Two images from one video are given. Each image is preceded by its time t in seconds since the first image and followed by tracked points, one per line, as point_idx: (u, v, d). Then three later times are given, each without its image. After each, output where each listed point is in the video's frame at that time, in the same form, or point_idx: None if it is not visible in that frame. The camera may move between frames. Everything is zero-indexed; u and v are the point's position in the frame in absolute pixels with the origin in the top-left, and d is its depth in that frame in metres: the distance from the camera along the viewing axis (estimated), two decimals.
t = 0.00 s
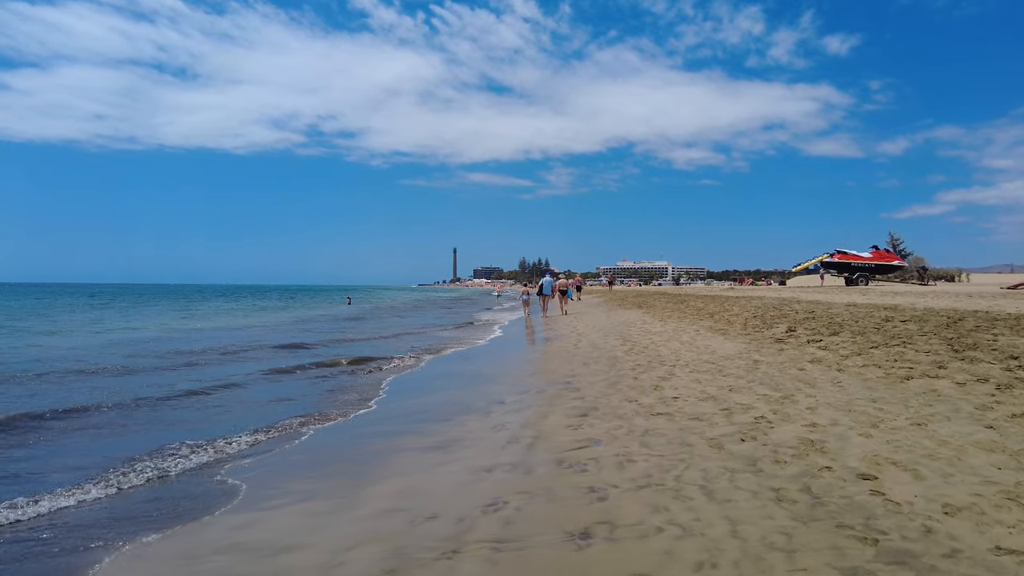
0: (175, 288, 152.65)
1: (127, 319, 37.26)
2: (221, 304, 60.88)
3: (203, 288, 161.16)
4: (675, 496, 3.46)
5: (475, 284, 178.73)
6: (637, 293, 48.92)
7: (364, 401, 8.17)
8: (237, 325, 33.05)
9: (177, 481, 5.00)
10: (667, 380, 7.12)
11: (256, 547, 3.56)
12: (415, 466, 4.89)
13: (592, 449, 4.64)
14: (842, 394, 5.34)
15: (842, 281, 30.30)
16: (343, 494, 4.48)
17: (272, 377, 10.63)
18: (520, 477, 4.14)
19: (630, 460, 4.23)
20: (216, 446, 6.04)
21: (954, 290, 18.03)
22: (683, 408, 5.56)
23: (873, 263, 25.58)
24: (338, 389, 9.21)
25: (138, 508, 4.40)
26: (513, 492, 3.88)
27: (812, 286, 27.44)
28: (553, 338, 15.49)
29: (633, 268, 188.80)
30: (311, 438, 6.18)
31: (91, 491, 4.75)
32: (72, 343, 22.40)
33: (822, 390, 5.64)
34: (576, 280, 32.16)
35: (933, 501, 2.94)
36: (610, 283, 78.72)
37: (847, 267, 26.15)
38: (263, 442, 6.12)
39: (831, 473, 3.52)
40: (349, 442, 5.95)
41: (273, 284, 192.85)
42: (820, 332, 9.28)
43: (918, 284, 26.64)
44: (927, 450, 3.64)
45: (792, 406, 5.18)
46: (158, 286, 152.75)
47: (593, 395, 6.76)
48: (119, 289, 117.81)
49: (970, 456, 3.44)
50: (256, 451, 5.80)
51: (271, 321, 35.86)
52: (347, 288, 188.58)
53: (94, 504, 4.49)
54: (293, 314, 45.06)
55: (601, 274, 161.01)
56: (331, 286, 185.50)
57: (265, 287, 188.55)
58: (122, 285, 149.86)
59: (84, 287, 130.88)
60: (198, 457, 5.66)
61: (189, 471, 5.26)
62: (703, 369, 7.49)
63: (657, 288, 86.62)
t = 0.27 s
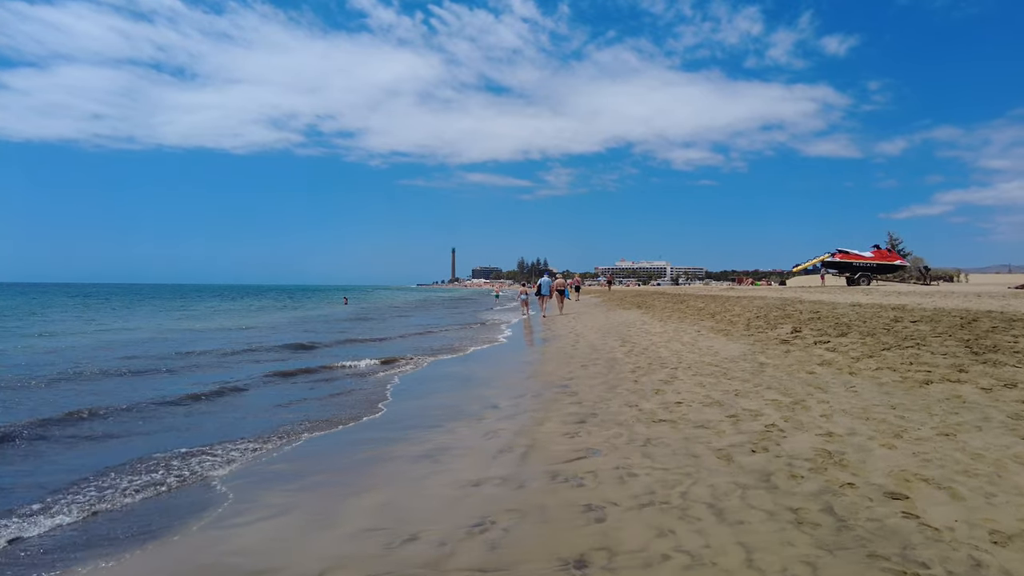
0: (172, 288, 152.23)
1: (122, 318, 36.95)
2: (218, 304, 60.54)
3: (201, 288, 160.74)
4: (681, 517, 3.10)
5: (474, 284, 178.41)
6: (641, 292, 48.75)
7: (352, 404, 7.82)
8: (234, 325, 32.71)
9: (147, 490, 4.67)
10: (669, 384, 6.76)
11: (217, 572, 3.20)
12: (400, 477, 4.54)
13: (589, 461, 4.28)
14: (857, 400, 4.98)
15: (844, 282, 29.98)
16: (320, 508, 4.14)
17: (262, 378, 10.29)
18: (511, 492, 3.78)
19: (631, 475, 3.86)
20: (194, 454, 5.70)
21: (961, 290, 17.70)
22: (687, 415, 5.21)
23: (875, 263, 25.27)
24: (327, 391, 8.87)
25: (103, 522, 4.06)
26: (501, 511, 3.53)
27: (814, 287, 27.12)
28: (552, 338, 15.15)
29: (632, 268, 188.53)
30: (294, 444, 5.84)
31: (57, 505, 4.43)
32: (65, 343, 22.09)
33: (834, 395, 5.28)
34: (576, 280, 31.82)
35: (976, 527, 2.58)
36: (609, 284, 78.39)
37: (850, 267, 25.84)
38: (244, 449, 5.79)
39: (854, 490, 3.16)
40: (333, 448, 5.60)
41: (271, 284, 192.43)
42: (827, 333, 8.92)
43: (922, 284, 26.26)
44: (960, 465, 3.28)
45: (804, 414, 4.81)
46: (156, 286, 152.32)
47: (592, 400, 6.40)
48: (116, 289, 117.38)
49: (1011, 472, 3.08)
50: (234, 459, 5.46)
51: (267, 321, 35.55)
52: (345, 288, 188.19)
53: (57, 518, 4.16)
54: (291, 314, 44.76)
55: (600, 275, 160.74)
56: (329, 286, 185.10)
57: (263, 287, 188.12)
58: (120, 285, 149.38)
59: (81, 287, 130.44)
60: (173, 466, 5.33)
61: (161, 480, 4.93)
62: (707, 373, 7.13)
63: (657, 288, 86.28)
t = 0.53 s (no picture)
0: (164, 288, 151.22)
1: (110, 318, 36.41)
2: (209, 304, 59.93)
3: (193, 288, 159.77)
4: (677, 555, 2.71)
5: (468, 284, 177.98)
6: (636, 292, 48.46)
7: (330, 411, 7.41)
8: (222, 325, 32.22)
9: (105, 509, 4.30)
10: (664, 392, 6.38)
11: None
12: (370, 500, 4.14)
13: (576, 482, 3.89)
14: (865, 411, 4.60)
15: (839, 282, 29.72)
16: (277, 536, 3.73)
17: (240, 383, 9.86)
18: (488, 521, 3.38)
19: (620, 502, 3.47)
20: (156, 467, 5.29)
21: (960, 290, 17.41)
22: (684, 429, 4.81)
23: (871, 262, 25.00)
24: (305, 397, 8.45)
25: (49, 549, 3.67)
26: (476, 543, 3.13)
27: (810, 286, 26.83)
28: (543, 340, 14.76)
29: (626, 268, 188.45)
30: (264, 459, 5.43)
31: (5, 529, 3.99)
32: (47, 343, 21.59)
33: (840, 405, 4.90)
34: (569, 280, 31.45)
35: None
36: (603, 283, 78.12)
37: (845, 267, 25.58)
38: (208, 462, 5.37)
39: (875, 523, 2.78)
40: (303, 464, 5.19)
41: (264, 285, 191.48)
42: (828, 336, 8.56)
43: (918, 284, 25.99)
44: (992, 493, 2.89)
45: (810, 427, 4.44)
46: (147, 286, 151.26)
47: (582, 409, 6.01)
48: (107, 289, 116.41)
49: None
50: (198, 474, 5.07)
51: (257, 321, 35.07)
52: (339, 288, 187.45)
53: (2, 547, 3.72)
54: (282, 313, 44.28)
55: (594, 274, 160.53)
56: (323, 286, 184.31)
57: (256, 287, 187.17)
58: (111, 285, 148.25)
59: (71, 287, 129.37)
60: (135, 480, 4.94)
61: (120, 497, 4.55)
62: (703, 379, 6.75)
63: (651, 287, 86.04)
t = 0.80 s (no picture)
0: (161, 288, 150.61)
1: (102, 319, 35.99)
2: (205, 305, 59.49)
3: (190, 288, 159.25)
4: None
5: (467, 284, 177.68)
6: (635, 292, 48.12)
7: (316, 416, 7.04)
8: (217, 326, 31.82)
9: (65, 523, 3.95)
10: (668, 399, 6.01)
11: None
12: (348, 521, 3.77)
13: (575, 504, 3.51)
14: (889, 422, 4.24)
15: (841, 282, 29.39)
16: (245, 560, 3.33)
17: (225, 388, 9.46)
18: (477, 551, 3.01)
19: (625, 528, 3.10)
20: (124, 479, 4.93)
21: (967, 290, 17.07)
22: (691, 442, 4.45)
23: (874, 262, 24.70)
24: (291, 402, 8.07)
25: None
26: None
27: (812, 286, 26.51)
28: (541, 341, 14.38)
29: (624, 268, 188.16)
30: (240, 471, 5.06)
31: None
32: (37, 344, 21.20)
33: (860, 415, 4.54)
34: (568, 280, 31.12)
35: None
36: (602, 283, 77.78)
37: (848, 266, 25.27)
38: (180, 475, 5.01)
39: (920, 559, 2.41)
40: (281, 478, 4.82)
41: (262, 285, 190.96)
42: (837, 338, 8.20)
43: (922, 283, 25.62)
44: None
45: (830, 440, 4.07)
46: (144, 286, 150.69)
47: (581, 418, 5.65)
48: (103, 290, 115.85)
49: None
50: (169, 487, 4.68)
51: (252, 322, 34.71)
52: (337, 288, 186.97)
53: None
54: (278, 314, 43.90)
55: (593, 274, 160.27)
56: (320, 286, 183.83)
57: (254, 287, 186.62)
58: (108, 285, 147.63)
59: (67, 287, 128.79)
60: (102, 494, 4.57)
61: (86, 511, 4.21)
62: (709, 385, 6.39)
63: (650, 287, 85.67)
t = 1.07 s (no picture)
0: (161, 288, 150.38)
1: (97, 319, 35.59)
2: (203, 305, 59.12)
3: (191, 288, 159.00)
4: None
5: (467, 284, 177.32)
6: (636, 292, 47.71)
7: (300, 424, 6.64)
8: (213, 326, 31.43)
9: (13, 551, 3.55)
10: (674, 408, 5.62)
11: None
12: (319, 549, 3.37)
13: (574, 531, 3.13)
14: (920, 437, 3.84)
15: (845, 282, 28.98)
16: None
17: (209, 392, 9.07)
18: None
19: (631, 563, 2.71)
20: (82, 495, 4.55)
21: (977, 291, 16.67)
22: (701, 458, 4.06)
23: (880, 263, 24.30)
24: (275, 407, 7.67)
25: None
26: None
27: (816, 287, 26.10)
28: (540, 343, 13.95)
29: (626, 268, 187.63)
30: (210, 488, 4.67)
31: None
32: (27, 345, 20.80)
33: (885, 427, 4.15)
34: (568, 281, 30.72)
35: None
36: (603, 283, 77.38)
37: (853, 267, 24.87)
38: (144, 492, 4.62)
39: None
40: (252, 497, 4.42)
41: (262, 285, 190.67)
42: (850, 341, 7.80)
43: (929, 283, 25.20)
44: None
45: (856, 457, 3.68)
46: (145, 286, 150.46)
47: (581, 429, 5.27)
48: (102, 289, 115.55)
49: None
50: (133, 507, 4.28)
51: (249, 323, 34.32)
52: (337, 288, 186.66)
53: None
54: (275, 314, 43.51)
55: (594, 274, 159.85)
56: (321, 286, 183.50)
57: (254, 287, 186.36)
58: (108, 285, 147.42)
59: (67, 287, 128.53)
60: (60, 514, 4.17)
61: (38, 535, 3.81)
62: (717, 392, 6.01)
63: (652, 287, 85.23)
